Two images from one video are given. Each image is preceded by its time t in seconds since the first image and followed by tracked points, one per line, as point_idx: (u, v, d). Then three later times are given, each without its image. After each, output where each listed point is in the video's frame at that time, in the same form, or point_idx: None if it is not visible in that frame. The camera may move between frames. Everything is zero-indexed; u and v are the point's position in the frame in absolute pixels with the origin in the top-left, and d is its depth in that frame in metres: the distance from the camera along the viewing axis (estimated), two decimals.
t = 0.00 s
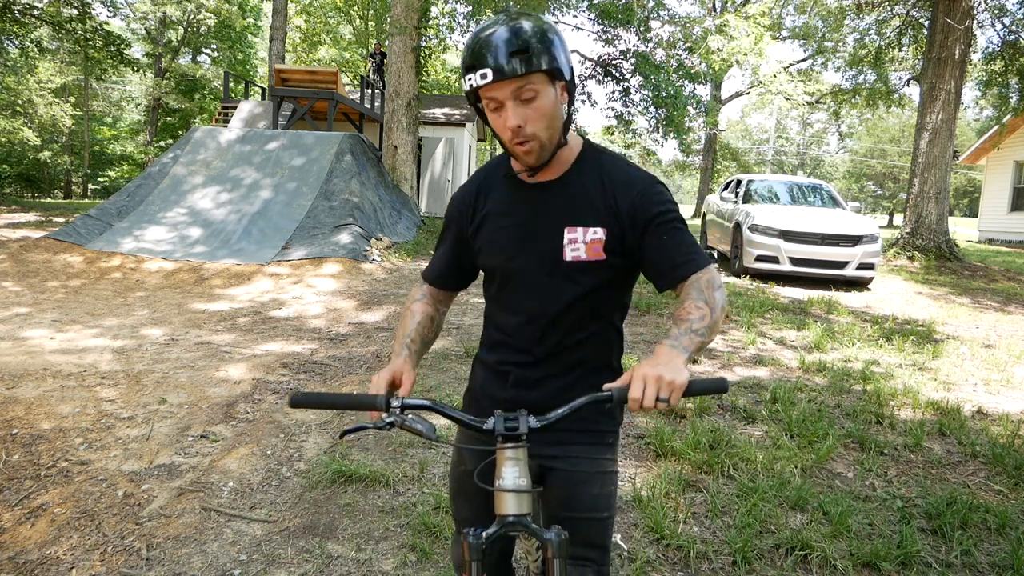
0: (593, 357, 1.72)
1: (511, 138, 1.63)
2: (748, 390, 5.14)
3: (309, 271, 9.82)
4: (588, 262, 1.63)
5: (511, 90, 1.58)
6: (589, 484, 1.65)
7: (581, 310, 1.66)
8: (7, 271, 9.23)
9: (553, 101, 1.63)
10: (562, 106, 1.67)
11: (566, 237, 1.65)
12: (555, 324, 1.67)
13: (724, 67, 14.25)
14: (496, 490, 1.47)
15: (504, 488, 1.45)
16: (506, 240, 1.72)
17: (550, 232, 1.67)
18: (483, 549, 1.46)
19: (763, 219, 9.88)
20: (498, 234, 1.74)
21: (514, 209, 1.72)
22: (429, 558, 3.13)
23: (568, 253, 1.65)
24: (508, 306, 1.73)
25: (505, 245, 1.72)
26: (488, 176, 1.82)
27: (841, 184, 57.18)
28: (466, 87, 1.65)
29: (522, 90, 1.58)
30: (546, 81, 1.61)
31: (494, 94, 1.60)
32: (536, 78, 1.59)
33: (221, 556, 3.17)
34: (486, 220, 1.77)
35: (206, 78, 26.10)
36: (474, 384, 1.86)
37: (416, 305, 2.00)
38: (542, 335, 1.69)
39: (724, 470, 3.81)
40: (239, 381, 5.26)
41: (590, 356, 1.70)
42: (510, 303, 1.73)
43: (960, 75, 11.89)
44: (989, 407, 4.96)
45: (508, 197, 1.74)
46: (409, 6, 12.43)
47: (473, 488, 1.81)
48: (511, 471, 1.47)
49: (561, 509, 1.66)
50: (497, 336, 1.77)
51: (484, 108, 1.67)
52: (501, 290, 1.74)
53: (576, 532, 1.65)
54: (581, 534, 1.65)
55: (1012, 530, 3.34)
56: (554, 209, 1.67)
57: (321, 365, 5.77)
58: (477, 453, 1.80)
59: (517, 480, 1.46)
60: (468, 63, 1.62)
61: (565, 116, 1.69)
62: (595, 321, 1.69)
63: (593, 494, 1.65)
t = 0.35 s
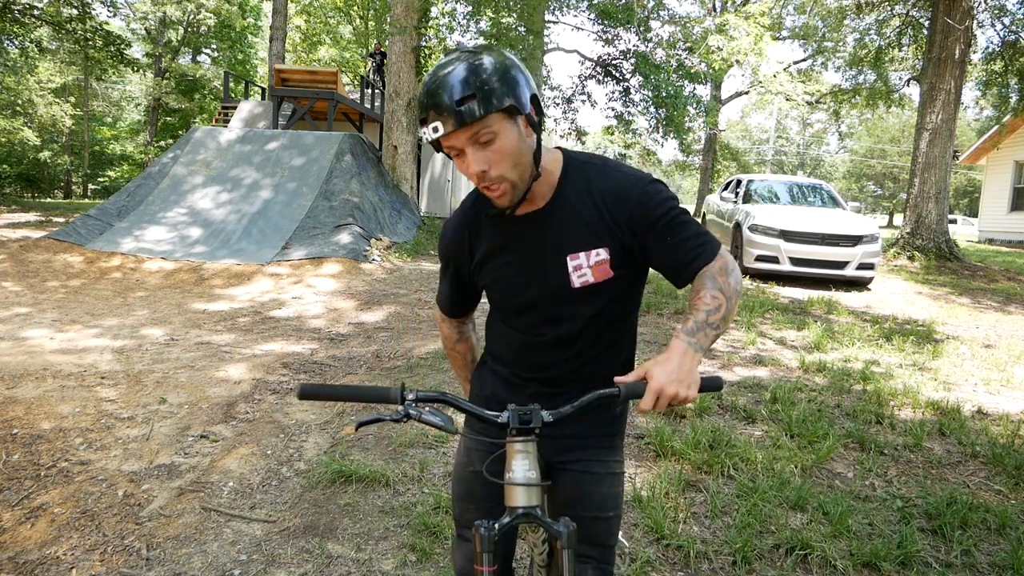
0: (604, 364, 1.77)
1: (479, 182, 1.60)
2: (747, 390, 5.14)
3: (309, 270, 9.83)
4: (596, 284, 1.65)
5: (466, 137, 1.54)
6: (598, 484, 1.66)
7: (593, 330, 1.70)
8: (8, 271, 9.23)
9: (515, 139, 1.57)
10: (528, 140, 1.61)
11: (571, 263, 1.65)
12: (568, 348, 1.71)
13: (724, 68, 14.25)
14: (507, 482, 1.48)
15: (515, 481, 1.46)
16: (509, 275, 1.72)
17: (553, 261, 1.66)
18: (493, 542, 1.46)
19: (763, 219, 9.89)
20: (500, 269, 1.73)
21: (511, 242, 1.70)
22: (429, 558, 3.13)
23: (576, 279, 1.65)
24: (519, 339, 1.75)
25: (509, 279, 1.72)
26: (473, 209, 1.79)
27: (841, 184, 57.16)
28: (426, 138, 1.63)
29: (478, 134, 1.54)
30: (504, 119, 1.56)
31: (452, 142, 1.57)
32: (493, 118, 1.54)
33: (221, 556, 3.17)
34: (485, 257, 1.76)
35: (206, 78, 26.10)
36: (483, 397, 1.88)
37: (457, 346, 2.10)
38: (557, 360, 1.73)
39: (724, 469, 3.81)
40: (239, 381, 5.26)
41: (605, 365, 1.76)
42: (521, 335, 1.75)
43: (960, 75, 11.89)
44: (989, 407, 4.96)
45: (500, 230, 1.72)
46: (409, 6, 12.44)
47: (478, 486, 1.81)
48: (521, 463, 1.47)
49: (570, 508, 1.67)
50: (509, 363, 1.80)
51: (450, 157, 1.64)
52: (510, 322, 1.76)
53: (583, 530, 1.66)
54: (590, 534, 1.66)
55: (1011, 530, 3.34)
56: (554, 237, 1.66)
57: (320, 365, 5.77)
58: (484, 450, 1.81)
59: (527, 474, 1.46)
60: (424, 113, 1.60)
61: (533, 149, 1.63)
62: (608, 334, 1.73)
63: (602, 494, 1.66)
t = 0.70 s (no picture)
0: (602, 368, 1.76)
1: (460, 178, 1.60)
2: (748, 390, 5.14)
3: (309, 271, 9.82)
4: (586, 289, 1.64)
5: (443, 135, 1.54)
6: (590, 490, 1.66)
7: (587, 335, 1.70)
8: (8, 271, 9.23)
9: (496, 135, 1.56)
10: (510, 137, 1.59)
11: (560, 268, 1.65)
12: (562, 352, 1.71)
13: (724, 68, 14.26)
14: (495, 492, 1.47)
15: (503, 491, 1.45)
16: (501, 279, 1.73)
17: (543, 265, 1.66)
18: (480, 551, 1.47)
19: (763, 219, 9.89)
20: (492, 272, 1.74)
21: (504, 246, 1.70)
22: (429, 558, 3.13)
23: (565, 285, 1.65)
24: (513, 342, 1.76)
25: (501, 284, 1.73)
26: (467, 211, 1.79)
27: (841, 184, 57.12)
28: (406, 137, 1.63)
29: (454, 132, 1.53)
30: (481, 115, 1.54)
31: (430, 139, 1.57)
32: (469, 114, 1.53)
33: (220, 556, 3.17)
34: (478, 261, 1.77)
35: (206, 78, 26.11)
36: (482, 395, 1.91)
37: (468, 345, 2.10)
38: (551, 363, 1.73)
39: (724, 470, 3.81)
40: (239, 381, 5.26)
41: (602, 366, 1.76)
42: (514, 338, 1.76)
43: (960, 75, 11.89)
44: (989, 407, 4.96)
45: (491, 232, 1.72)
46: (409, 6, 12.45)
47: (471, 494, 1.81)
48: (509, 473, 1.47)
49: (561, 516, 1.67)
50: (506, 364, 1.81)
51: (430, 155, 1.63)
52: (505, 323, 1.77)
53: (575, 537, 1.65)
54: (582, 542, 1.66)
55: (1012, 530, 3.34)
56: (545, 242, 1.66)
57: (321, 365, 5.77)
58: (477, 457, 1.80)
59: (515, 483, 1.46)
60: (401, 112, 1.60)
61: (517, 145, 1.61)
62: (604, 336, 1.72)
63: (594, 501, 1.66)
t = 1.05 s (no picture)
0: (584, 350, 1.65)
1: (454, 121, 1.62)
2: (748, 390, 5.14)
3: (309, 271, 9.82)
4: (556, 244, 1.56)
5: (437, 71, 1.56)
6: (581, 499, 1.64)
7: (561, 301, 1.60)
8: (7, 271, 9.23)
9: (489, 79, 1.57)
10: (504, 85, 1.60)
11: (533, 220, 1.58)
12: (535, 313, 1.62)
13: (724, 68, 14.26)
14: (440, 495, 1.45)
15: (447, 495, 1.43)
16: (484, 235, 1.69)
17: (519, 217, 1.61)
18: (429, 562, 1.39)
19: (763, 219, 9.89)
20: (477, 230, 1.71)
21: (486, 202, 1.68)
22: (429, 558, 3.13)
23: (536, 237, 1.58)
24: (492, 302, 1.70)
25: (483, 241, 1.69)
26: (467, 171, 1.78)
27: (841, 184, 57.13)
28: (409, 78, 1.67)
29: (449, 69, 1.55)
30: (476, 56, 1.56)
31: (427, 78, 1.59)
32: (464, 54, 1.55)
33: (221, 556, 3.17)
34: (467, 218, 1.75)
35: (206, 78, 26.11)
36: (466, 392, 1.84)
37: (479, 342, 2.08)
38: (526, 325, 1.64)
39: (724, 470, 3.81)
40: (239, 381, 5.26)
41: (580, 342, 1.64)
42: (492, 298, 1.70)
43: (960, 75, 11.89)
44: (989, 407, 4.96)
45: (480, 188, 1.71)
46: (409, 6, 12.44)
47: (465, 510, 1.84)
48: (452, 476, 1.45)
49: (553, 527, 1.65)
50: (486, 330, 1.74)
51: (430, 99, 1.66)
52: (485, 283, 1.72)
53: (571, 549, 1.64)
54: (578, 553, 1.65)
55: (1012, 530, 3.34)
56: (524, 194, 1.61)
57: (320, 365, 5.77)
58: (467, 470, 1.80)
59: (459, 486, 1.44)
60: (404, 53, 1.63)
61: (510, 96, 1.62)
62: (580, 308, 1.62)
63: (587, 510, 1.64)
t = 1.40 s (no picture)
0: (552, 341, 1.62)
1: (447, 110, 1.66)
2: (748, 390, 5.14)
3: (309, 271, 9.82)
4: (513, 221, 1.55)
5: (431, 63, 1.61)
6: (563, 498, 1.64)
7: (521, 280, 1.59)
8: (7, 271, 9.23)
9: (479, 70, 1.60)
10: (494, 77, 1.63)
11: (495, 198, 1.58)
12: (499, 291, 1.62)
13: (724, 68, 14.26)
14: (364, 483, 1.46)
15: (369, 480, 1.44)
16: (463, 214, 1.72)
17: (486, 195, 1.62)
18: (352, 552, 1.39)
19: (763, 219, 9.90)
20: (459, 208, 1.74)
21: (469, 181, 1.71)
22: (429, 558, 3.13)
23: (496, 215, 1.58)
24: (469, 280, 1.72)
25: (462, 222, 1.72)
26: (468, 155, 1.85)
27: (840, 184, 57.18)
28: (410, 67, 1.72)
29: (441, 61, 1.60)
30: (466, 48, 1.59)
31: (423, 68, 1.64)
32: (456, 46, 1.59)
33: (220, 556, 3.17)
34: (457, 195, 1.79)
35: (206, 78, 26.11)
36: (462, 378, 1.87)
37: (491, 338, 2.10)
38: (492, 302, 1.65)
39: (724, 469, 3.81)
40: (239, 381, 5.26)
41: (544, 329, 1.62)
42: (468, 276, 1.72)
43: (960, 75, 11.89)
44: (989, 407, 4.96)
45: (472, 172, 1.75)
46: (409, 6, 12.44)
47: (470, 500, 1.91)
48: (374, 462, 1.45)
49: (538, 523, 1.67)
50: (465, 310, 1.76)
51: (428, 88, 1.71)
52: (463, 260, 1.75)
53: (555, 546, 1.65)
54: (561, 551, 1.66)
55: (1012, 530, 3.34)
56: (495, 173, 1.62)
57: (320, 365, 5.77)
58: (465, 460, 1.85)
59: (379, 472, 1.44)
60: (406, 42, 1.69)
61: (500, 88, 1.64)
62: (543, 293, 1.59)
63: (569, 509, 1.64)
